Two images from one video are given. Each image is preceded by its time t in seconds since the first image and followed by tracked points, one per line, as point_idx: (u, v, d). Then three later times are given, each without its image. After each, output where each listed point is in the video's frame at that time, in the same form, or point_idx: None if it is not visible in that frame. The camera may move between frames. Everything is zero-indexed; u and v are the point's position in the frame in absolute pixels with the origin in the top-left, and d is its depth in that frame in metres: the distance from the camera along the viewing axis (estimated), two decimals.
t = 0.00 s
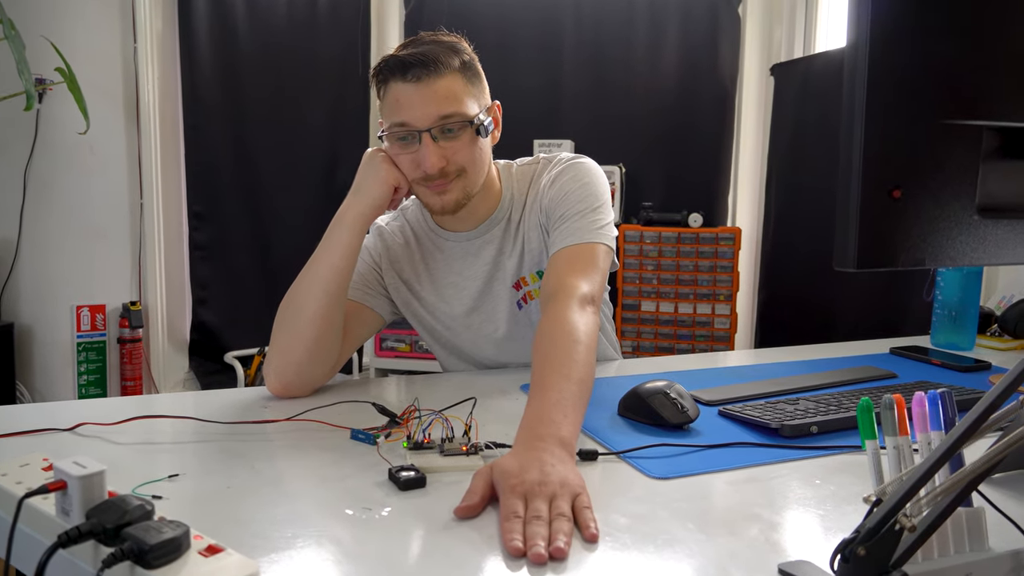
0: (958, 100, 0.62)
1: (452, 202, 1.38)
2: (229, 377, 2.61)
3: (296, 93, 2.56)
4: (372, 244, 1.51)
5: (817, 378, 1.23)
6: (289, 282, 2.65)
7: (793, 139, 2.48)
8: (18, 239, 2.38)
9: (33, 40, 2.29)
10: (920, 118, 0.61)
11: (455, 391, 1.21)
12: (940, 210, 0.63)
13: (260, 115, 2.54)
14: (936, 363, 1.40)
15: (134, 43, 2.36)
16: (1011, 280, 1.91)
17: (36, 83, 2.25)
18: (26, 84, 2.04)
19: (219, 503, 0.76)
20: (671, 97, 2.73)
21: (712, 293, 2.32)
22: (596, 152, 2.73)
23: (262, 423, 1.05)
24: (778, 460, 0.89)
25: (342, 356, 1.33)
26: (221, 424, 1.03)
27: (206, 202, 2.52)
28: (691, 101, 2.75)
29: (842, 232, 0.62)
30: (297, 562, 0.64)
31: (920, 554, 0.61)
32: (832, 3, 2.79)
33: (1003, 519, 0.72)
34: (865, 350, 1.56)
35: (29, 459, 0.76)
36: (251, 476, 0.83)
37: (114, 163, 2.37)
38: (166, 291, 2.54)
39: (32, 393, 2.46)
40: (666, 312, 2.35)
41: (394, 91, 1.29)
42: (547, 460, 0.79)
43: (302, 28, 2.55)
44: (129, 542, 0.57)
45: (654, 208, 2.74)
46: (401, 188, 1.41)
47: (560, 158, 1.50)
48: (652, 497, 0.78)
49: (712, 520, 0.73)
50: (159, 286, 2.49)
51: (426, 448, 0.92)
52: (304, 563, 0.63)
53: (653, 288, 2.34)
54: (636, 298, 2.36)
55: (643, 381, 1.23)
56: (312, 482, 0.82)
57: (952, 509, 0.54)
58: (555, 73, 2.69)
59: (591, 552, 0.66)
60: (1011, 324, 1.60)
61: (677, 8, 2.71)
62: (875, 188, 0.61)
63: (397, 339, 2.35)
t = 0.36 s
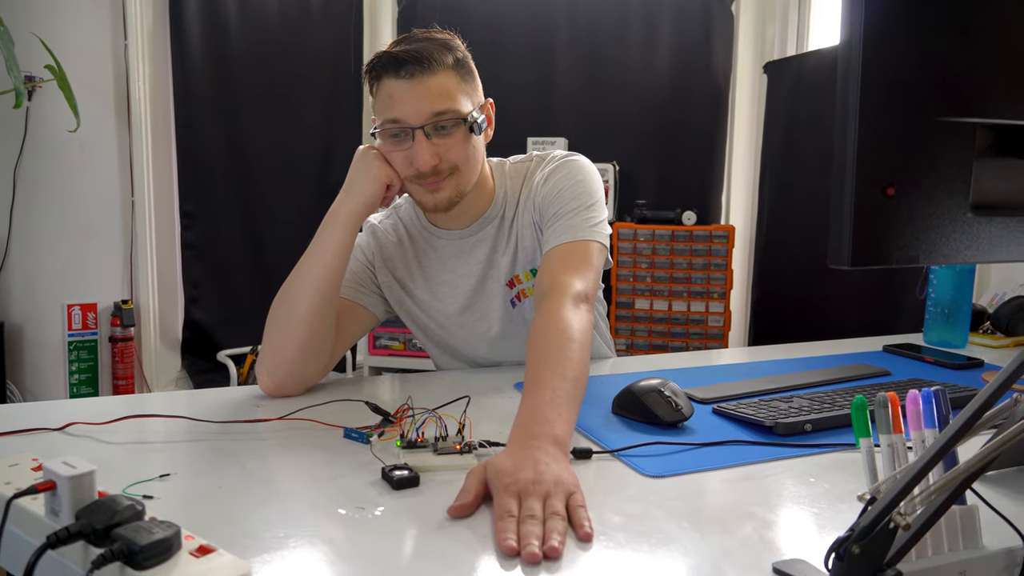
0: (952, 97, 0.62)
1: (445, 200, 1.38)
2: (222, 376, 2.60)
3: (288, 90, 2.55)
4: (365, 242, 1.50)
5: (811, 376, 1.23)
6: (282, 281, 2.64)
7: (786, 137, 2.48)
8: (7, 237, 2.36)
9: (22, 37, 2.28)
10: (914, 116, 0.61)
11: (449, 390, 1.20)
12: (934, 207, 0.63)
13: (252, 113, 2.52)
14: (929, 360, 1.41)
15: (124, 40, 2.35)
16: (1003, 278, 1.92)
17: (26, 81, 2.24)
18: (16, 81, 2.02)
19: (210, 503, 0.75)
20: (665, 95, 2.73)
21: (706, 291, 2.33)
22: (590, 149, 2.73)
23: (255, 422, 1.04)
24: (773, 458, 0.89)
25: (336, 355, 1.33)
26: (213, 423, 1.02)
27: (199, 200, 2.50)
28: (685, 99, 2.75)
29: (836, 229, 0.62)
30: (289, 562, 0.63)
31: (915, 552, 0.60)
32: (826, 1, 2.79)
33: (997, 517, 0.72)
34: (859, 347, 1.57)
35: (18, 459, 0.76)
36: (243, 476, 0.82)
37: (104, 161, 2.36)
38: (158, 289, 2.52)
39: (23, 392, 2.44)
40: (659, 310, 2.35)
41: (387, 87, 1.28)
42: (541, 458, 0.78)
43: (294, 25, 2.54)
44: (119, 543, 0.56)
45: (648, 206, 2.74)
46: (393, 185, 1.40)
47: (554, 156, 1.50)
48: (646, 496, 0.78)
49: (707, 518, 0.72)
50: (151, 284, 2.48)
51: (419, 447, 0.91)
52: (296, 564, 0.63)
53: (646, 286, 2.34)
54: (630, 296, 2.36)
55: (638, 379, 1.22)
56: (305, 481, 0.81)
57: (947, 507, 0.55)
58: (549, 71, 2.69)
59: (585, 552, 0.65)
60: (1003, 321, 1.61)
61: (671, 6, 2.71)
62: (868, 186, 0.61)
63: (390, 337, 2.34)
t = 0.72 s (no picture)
0: (956, 91, 0.61)
1: (446, 193, 1.36)
2: (221, 374, 2.60)
3: (287, 87, 2.55)
4: (364, 239, 1.49)
5: (812, 373, 1.23)
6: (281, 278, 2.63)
7: (787, 134, 2.47)
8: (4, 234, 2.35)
9: (18, 34, 2.26)
10: (918, 111, 0.60)
11: (449, 387, 1.20)
12: (939, 203, 0.62)
13: (250, 110, 2.52)
14: (931, 357, 1.40)
15: (122, 37, 2.34)
16: (1004, 274, 1.91)
17: (22, 78, 2.22)
18: (12, 78, 2.01)
19: (209, 502, 0.74)
20: (664, 92, 2.73)
21: (706, 288, 2.33)
22: (590, 146, 2.72)
23: (253, 420, 1.03)
24: (775, 455, 0.88)
25: (335, 352, 1.32)
26: (212, 421, 1.02)
27: (197, 197, 2.49)
28: (684, 97, 2.74)
29: (840, 225, 0.62)
30: (289, 561, 0.63)
31: (919, 550, 0.60)
32: None
33: (1001, 515, 0.71)
34: (860, 344, 1.56)
35: (14, 458, 0.75)
36: (242, 475, 0.82)
37: (102, 158, 2.35)
38: (156, 287, 2.52)
39: (21, 390, 2.43)
40: (660, 307, 2.34)
41: (381, 84, 1.28)
42: (542, 457, 0.78)
43: (292, 22, 2.53)
44: (116, 542, 0.56)
45: (647, 203, 2.74)
46: (393, 182, 1.39)
47: (553, 152, 1.49)
48: (648, 493, 0.77)
49: (709, 516, 0.72)
50: (149, 282, 2.47)
51: (419, 444, 0.91)
52: (295, 563, 0.62)
53: (647, 283, 2.33)
54: (630, 293, 2.35)
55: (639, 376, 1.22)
56: (305, 479, 0.81)
57: (952, 505, 0.54)
58: (548, 68, 2.68)
59: (587, 550, 0.65)
60: (1006, 318, 1.53)
61: (670, 3, 2.70)
62: (872, 182, 0.60)
63: (390, 335, 2.33)
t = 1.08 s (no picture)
0: (962, 86, 0.61)
1: (440, 193, 1.36)
2: (221, 370, 2.59)
3: (287, 82, 2.54)
4: (363, 235, 1.48)
5: (813, 369, 1.23)
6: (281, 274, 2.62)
7: (788, 129, 2.47)
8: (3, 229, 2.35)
9: (17, 28, 2.25)
10: (922, 106, 0.60)
11: (449, 384, 1.19)
12: (942, 198, 0.62)
13: (250, 106, 2.51)
14: (932, 353, 1.40)
15: (121, 32, 2.33)
16: (1006, 270, 1.91)
17: (21, 73, 2.21)
18: (11, 72, 2.00)
19: (207, 499, 0.74)
20: (665, 87, 2.72)
21: (707, 285, 2.32)
22: (590, 141, 2.71)
23: (252, 416, 1.03)
24: (776, 452, 0.88)
25: (334, 348, 1.32)
26: (211, 418, 1.01)
27: (196, 193, 2.48)
28: (685, 92, 2.73)
29: (842, 221, 0.61)
30: (289, 558, 0.62)
31: (922, 548, 0.60)
32: None
33: (1004, 512, 0.71)
34: (861, 340, 1.56)
35: (12, 455, 0.74)
36: (241, 472, 0.81)
37: (101, 154, 2.34)
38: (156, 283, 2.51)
39: (20, 386, 2.43)
40: (660, 303, 2.33)
41: (390, 75, 1.27)
42: (543, 453, 0.77)
43: (292, 17, 2.52)
44: (114, 540, 0.55)
45: (648, 198, 2.73)
46: (389, 176, 1.39)
47: (553, 147, 1.48)
48: (649, 490, 0.77)
49: (710, 513, 0.71)
50: (149, 278, 2.46)
51: (419, 441, 0.91)
52: (294, 560, 0.62)
53: (647, 279, 2.32)
54: (631, 290, 2.33)
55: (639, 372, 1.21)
56: (305, 476, 0.80)
57: (955, 503, 0.53)
58: (548, 63, 2.67)
59: (587, 547, 0.64)
60: (1007, 314, 1.60)
61: None
62: (877, 177, 0.60)
63: (390, 331, 2.33)
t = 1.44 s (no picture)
0: (959, 87, 0.61)
1: (439, 193, 1.36)
2: (219, 369, 2.59)
3: (285, 81, 2.53)
4: (361, 236, 1.48)
5: (810, 369, 1.23)
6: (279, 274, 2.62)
7: (787, 129, 2.47)
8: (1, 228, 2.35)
9: (14, 26, 2.24)
10: (920, 107, 0.60)
11: (446, 384, 1.19)
12: (940, 199, 0.62)
13: (248, 106, 2.50)
14: (930, 354, 1.40)
15: (118, 31, 2.32)
16: (1004, 270, 1.91)
17: (18, 70, 2.21)
18: (9, 70, 2.00)
19: (203, 500, 0.74)
20: (664, 87, 2.72)
21: (705, 285, 2.32)
22: (588, 141, 2.71)
23: (249, 416, 1.03)
24: (773, 453, 0.88)
25: (331, 348, 1.31)
26: (208, 417, 1.01)
27: (194, 192, 2.47)
28: (684, 91, 2.73)
29: (840, 221, 0.61)
30: (285, 558, 0.62)
31: (918, 549, 0.60)
32: None
33: (1000, 513, 0.71)
34: (859, 341, 1.56)
35: (8, 455, 0.74)
36: (238, 472, 0.81)
37: (99, 153, 2.34)
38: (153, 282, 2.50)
39: (18, 385, 2.43)
40: (658, 303, 2.33)
41: (388, 75, 1.27)
42: (540, 454, 0.77)
43: (290, 16, 2.52)
44: (109, 541, 0.55)
45: (646, 198, 2.73)
46: (388, 176, 1.39)
47: (551, 148, 1.48)
48: (646, 491, 0.77)
49: (707, 514, 0.71)
50: (146, 277, 2.46)
51: (416, 442, 0.91)
52: (291, 560, 0.62)
53: (645, 279, 2.32)
54: (629, 290, 2.33)
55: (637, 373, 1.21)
56: (302, 477, 0.80)
57: (952, 504, 0.53)
58: (547, 62, 2.67)
59: (584, 549, 0.64)
60: (1005, 315, 1.61)
61: None
62: (875, 178, 0.60)
63: (388, 330, 2.33)
